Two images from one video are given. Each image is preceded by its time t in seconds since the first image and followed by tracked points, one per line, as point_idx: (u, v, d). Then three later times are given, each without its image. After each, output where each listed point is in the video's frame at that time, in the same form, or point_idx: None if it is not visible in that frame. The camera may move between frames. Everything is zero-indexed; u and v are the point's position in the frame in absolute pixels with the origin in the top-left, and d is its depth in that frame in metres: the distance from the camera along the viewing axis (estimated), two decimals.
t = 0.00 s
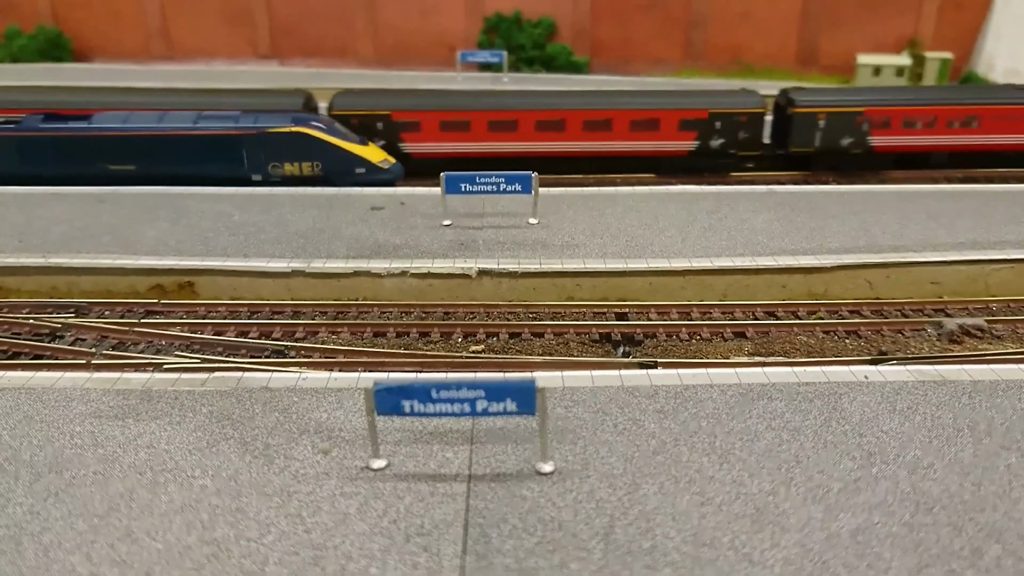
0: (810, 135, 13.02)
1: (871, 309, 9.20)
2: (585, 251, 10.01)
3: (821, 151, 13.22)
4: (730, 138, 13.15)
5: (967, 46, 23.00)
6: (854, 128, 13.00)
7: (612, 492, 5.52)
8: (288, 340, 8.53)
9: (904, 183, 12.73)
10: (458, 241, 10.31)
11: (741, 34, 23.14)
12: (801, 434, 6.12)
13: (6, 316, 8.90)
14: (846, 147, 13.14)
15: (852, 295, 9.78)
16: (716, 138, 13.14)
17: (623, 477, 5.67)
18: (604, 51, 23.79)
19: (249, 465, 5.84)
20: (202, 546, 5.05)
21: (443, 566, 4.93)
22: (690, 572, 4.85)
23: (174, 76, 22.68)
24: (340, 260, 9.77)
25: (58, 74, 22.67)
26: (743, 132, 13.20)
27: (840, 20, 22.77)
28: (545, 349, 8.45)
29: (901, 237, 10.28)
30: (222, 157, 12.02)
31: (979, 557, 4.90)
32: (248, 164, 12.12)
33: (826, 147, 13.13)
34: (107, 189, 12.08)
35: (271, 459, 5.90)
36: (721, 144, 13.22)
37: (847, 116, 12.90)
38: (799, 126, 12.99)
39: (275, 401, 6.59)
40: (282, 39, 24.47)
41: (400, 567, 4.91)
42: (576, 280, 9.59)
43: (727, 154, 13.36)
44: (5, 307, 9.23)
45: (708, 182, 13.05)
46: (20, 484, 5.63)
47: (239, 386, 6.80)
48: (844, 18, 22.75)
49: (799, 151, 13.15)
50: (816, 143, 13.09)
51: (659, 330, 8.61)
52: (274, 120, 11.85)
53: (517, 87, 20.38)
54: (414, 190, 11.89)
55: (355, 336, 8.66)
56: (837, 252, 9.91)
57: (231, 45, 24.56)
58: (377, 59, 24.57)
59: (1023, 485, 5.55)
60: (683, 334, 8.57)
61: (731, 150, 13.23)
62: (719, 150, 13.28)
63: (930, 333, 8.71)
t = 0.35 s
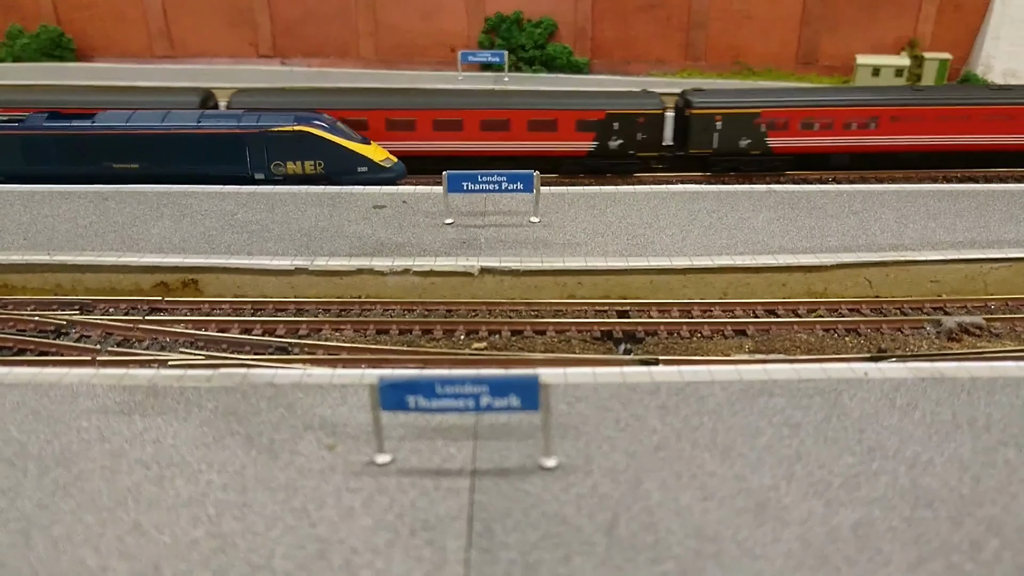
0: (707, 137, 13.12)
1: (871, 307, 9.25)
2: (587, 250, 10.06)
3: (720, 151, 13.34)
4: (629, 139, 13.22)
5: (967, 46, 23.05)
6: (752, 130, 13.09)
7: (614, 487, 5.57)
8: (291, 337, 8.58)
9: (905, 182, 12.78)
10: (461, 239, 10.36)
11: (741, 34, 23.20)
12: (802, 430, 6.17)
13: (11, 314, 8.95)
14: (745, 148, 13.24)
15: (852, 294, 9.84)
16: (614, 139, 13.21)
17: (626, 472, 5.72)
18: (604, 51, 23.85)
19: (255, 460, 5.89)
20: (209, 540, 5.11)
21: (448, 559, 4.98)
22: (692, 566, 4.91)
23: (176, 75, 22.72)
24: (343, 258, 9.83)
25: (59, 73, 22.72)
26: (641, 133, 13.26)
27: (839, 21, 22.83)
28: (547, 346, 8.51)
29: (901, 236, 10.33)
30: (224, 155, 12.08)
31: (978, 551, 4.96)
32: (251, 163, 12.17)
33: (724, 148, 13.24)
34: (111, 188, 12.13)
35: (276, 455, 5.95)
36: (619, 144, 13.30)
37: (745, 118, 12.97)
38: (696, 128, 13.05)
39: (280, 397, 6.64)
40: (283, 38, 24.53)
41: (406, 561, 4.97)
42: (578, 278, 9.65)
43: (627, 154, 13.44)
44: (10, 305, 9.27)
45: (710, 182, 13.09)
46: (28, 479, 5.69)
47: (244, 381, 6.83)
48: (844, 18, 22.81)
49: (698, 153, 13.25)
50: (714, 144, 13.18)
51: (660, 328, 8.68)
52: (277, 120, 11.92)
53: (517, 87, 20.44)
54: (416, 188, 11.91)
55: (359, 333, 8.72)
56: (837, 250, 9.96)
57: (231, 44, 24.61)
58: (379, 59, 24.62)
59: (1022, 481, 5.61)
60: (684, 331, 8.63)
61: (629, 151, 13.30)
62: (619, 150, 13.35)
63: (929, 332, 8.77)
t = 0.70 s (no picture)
0: (618, 147, 13.34)
1: (866, 316, 9.45)
2: (588, 260, 10.28)
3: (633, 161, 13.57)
4: (540, 149, 13.54)
5: (964, 52, 23.22)
6: (662, 140, 13.29)
7: (615, 495, 5.79)
8: (300, 346, 8.80)
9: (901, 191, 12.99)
10: (464, 249, 10.58)
11: (741, 40, 23.42)
12: (797, 439, 6.39)
13: (26, 323, 9.17)
14: (655, 158, 13.47)
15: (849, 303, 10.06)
16: (524, 148, 13.55)
17: (626, 481, 5.93)
18: (605, 57, 24.08)
19: (269, 469, 6.10)
20: (227, 547, 5.32)
21: (456, 565, 5.20)
22: (689, 570, 5.12)
23: (180, 82, 22.93)
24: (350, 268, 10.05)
25: (64, 79, 22.91)
26: (551, 143, 13.57)
27: (838, 27, 23.02)
28: (549, 355, 8.73)
29: (896, 246, 10.55)
30: (231, 165, 12.29)
31: (964, 557, 5.16)
32: (257, 173, 12.38)
33: (636, 158, 13.47)
34: (119, 197, 12.34)
35: (289, 464, 6.16)
36: (530, 154, 13.62)
37: (654, 129, 13.18)
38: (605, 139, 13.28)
39: (291, 407, 6.86)
40: (287, 45, 24.76)
41: (415, 567, 5.18)
42: (580, 288, 9.88)
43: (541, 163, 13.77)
44: (24, 314, 9.49)
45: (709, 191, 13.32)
46: (50, 487, 5.91)
47: (256, 392, 7.09)
48: (843, 24, 22.97)
49: (609, 163, 13.50)
50: (624, 154, 13.41)
51: (660, 337, 8.89)
52: (283, 130, 12.12)
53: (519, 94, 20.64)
54: (420, 198, 12.13)
55: (366, 343, 8.93)
56: (833, 260, 10.18)
57: (235, 50, 24.83)
58: (381, 65, 24.81)
59: (1009, 489, 5.81)
60: (683, 340, 8.85)
61: (540, 160, 13.64)
62: (530, 160, 13.68)
63: (923, 341, 8.97)
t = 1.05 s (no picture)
0: (534, 160, 13.68)
1: (860, 324, 9.80)
2: (591, 271, 10.65)
3: (549, 174, 13.85)
4: (457, 161, 13.73)
5: (960, 62, 23.59)
6: (577, 153, 13.60)
7: (619, 497, 6.15)
8: (315, 355, 9.17)
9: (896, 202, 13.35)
10: (471, 260, 10.95)
11: (739, 50, 23.82)
12: (790, 444, 6.76)
13: (52, 334, 9.56)
14: (571, 170, 13.74)
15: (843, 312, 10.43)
16: (442, 161, 13.73)
17: (629, 484, 6.30)
18: (606, 67, 24.49)
19: (292, 473, 6.48)
20: (256, 546, 5.69)
21: (470, 562, 5.57)
22: (688, 567, 5.49)
23: (188, 92, 23.33)
24: (361, 280, 10.42)
25: (74, 89, 23.31)
26: (469, 156, 13.80)
27: (835, 37, 23.39)
28: (555, 363, 9.10)
29: (888, 256, 10.93)
30: (244, 179, 12.67)
31: (945, 554, 5.52)
32: (270, 186, 12.76)
33: (551, 171, 13.74)
34: (136, 210, 12.74)
35: (311, 468, 6.54)
36: (449, 167, 13.80)
37: (570, 142, 13.47)
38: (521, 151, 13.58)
39: (310, 415, 7.24)
40: (293, 55, 25.18)
41: (433, 565, 5.55)
42: (582, 297, 10.26)
43: (458, 176, 13.94)
44: (49, 325, 9.88)
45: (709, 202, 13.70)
46: (87, 491, 6.29)
47: (277, 400, 7.47)
48: (840, 34, 23.33)
49: (526, 175, 13.75)
50: (540, 166, 13.69)
51: (660, 346, 9.26)
52: (294, 144, 12.51)
53: (521, 104, 21.04)
54: (428, 210, 12.51)
55: (378, 352, 9.31)
56: (828, 271, 10.54)
57: (241, 60, 25.24)
58: (386, 75, 25.22)
59: (990, 491, 6.17)
60: (682, 349, 9.22)
61: (458, 173, 13.82)
62: (449, 172, 13.86)
63: (913, 349, 9.33)
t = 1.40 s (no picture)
0: (464, 174, 13.99)
1: (863, 336, 10.20)
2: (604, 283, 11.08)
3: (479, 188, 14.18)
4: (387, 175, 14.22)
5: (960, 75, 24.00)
6: (503, 168, 13.94)
7: (639, 502, 6.54)
8: (341, 366, 9.56)
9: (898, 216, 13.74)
10: (488, 273, 11.35)
11: (743, 62, 24.26)
12: (799, 452, 7.15)
13: (89, 345, 9.97)
14: (500, 185, 14.07)
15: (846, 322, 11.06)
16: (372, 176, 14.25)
17: (648, 490, 6.69)
18: (612, 79, 24.92)
19: (330, 479, 6.88)
20: (301, 548, 6.09)
21: (502, 563, 5.96)
22: (706, 567, 5.88)
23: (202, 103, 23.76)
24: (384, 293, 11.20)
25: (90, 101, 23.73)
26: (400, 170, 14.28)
27: (837, 49, 23.81)
28: (572, 374, 9.50)
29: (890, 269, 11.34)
30: (266, 193, 13.08)
31: (946, 556, 5.91)
32: (291, 200, 13.14)
33: (480, 184, 14.09)
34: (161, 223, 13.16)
35: (347, 474, 6.93)
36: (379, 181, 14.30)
37: (495, 156, 13.83)
38: (451, 166, 13.98)
39: (343, 423, 7.64)
40: (304, 67, 25.65)
41: (468, 565, 5.94)
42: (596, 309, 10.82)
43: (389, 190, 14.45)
44: (85, 336, 10.29)
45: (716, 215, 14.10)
46: (139, 495, 6.69)
47: (310, 409, 7.86)
48: (842, 47, 23.75)
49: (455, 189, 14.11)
50: (469, 181, 14.03)
51: (672, 357, 9.64)
52: (315, 160, 12.99)
53: (529, 117, 21.46)
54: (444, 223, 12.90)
55: (401, 362, 9.71)
56: (827, 285, 11.15)
57: (253, 72, 25.70)
58: (396, 87, 25.66)
59: (988, 496, 6.55)
60: (694, 360, 9.60)
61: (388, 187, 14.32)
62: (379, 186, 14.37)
63: (915, 359, 9.73)
